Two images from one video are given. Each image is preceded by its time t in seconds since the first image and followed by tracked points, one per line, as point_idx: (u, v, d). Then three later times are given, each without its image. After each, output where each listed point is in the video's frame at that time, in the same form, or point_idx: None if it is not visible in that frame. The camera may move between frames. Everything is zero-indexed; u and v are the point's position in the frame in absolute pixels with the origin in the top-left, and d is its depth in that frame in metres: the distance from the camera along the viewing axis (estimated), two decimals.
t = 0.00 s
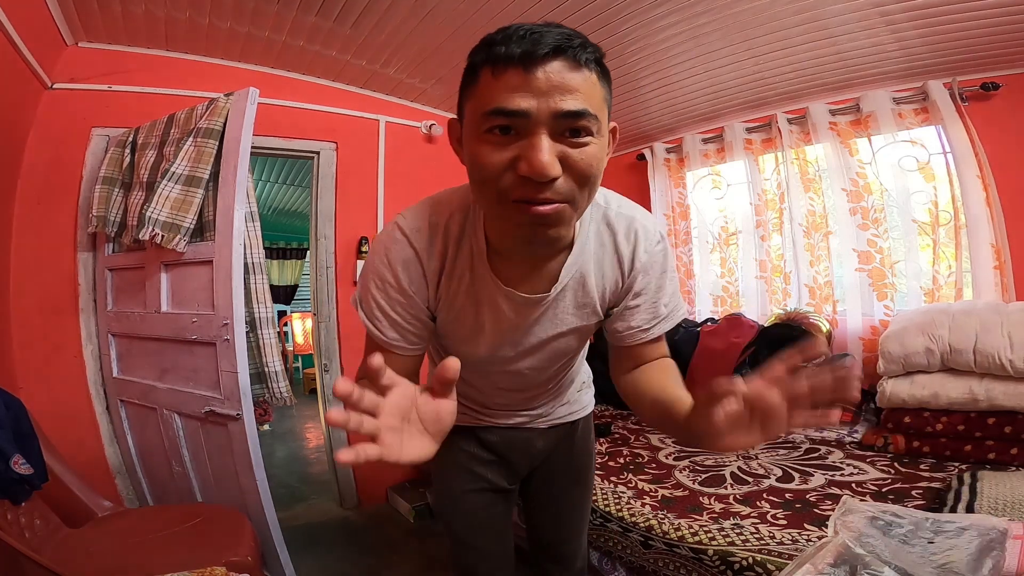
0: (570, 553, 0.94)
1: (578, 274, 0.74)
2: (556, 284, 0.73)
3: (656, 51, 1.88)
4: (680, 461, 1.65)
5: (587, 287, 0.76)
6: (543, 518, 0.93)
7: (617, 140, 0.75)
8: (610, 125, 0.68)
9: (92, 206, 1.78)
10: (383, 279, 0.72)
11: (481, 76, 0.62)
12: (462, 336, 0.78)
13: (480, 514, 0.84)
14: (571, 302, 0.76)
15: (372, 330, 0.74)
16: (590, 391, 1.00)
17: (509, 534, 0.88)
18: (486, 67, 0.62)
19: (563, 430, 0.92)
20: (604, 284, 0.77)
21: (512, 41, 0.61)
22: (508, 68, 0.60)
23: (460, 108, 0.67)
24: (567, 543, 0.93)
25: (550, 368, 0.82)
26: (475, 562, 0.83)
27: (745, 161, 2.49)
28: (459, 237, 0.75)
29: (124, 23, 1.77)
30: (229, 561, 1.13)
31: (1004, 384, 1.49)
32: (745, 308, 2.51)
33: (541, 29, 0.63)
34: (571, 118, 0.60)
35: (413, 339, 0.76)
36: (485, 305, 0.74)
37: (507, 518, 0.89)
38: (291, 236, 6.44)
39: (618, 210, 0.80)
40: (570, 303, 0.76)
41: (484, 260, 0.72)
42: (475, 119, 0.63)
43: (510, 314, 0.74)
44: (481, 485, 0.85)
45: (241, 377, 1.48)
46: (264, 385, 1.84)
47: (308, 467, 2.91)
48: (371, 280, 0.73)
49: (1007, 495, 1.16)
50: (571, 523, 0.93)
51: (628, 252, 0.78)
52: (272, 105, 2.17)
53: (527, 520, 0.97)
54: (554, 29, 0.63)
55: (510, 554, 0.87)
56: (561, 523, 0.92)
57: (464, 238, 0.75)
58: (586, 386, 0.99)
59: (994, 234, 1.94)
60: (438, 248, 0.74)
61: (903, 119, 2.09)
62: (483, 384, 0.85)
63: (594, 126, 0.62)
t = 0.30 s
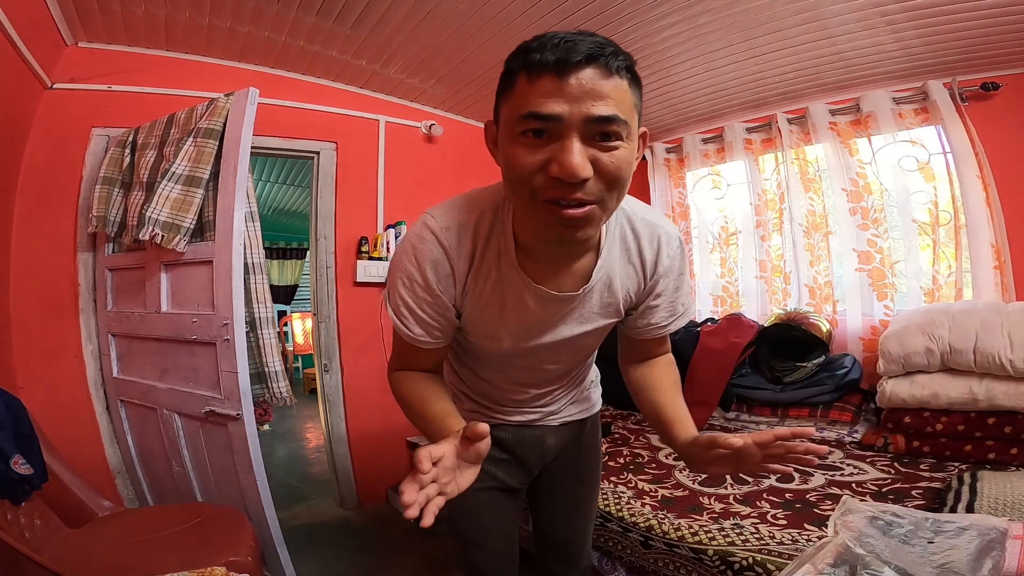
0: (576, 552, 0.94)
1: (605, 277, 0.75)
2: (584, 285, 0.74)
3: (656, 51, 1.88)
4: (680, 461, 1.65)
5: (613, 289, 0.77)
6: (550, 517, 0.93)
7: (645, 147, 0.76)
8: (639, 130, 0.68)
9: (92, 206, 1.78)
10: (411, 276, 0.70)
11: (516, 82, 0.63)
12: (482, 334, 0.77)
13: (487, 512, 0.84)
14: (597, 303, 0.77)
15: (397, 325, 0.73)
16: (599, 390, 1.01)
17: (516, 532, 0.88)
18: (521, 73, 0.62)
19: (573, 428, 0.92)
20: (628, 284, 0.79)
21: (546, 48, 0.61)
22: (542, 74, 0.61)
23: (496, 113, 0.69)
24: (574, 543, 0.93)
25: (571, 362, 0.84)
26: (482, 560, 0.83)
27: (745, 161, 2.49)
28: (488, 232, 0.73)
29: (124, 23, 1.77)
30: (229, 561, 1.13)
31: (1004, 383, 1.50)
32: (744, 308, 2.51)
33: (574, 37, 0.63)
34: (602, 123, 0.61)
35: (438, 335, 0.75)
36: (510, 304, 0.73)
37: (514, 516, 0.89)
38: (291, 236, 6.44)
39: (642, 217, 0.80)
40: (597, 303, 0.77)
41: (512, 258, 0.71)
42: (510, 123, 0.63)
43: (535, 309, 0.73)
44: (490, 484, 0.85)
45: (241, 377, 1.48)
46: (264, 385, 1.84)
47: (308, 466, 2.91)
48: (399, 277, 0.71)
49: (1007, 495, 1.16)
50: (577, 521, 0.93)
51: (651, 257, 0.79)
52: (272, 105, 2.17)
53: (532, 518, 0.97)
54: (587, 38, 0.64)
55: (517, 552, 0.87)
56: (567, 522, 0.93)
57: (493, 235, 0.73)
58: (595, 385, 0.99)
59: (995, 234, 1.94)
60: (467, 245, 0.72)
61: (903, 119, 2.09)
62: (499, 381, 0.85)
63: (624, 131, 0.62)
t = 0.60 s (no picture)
0: (582, 551, 0.94)
1: (621, 277, 0.75)
2: (599, 284, 0.74)
3: (656, 51, 1.88)
4: (680, 461, 1.65)
5: (628, 288, 0.77)
6: (558, 515, 0.93)
7: (662, 149, 0.76)
8: (655, 134, 0.67)
9: (92, 206, 1.78)
10: (430, 271, 0.70)
11: (532, 88, 0.63)
12: (499, 331, 0.77)
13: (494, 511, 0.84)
14: (612, 301, 0.77)
15: (415, 320, 0.73)
16: (608, 390, 1.01)
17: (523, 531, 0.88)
18: (537, 79, 0.62)
19: (584, 427, 0.92)
20: (643, 283, 0.79)
21: (560, 53, 0.61)
22: (556, 79, 0.60)
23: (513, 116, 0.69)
24: (580, 542, 0.93)
25: (585, 360, 0.84)
26: (490, 560, 0.83)
27: (745, 161, 2.49)
28: (507, 230, 0.73)
29: (124, 23, 1.77)
30: (229, 561, 1.13)
31: (1004, 384, 1.50)
32: (744, 308, 2.51)
33: (590, 41, 0.63)
34: (615, 129, 0.60)
35: (455, 330, 0.75)
36: (528, 301, 0.74)
37: (522, 515, 0.88)
38: (291, 236, 6.44)
39: (657, 218, 0.80)
40: (611, 301, 0.77)
41: (530, 257, 0.71)
42: (526, 127, 0.64)
43: (553, 306, 0.74)
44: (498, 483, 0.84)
45: (241, 377, 1.48)
46: (264, 384, 1.84)
47: (308, 466, 2.91)
48: (418, 272, 0.71)
49: (1007, 495, 1.15)
50: (584, 520, 0.93)
51: (666, 256, 0.79)
52: (272, 105, 2.17)
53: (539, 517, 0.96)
54: (603, 42, 0.63)
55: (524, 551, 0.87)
56: (574, 521, 0.92)
57: (512, 232, 0.73)
58: (606, 385, 0.99)
59: (995, 234, 1.94)
60: (487, 241, 0.72)
61: (903, 119, 2.09)
62: (513, 379, 0.85)
63: (638, 137, 0.62)
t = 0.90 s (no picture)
0: (587, 554, 0.93)
1: (627, 262, 0.76)
2: (606, 267, 0.75)
3: (656, 51, 1.88)
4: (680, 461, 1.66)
5: (633, 274, 0.77)
6: (563, 520, 0.92)
7: (661, 135, 0.76)
8: (649, 118, 0.67)
9: (92, 206, 1.78)
10: (439, 255, 0.71)
11: (525, 81, 0.64)
12: (506, 318, 0.77)
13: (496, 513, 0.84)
14: (619, 287, 0.77)
15: (423, 304, 0.74)
16: (619, 393, 1.00)
17: (526, 532, 0.88)
18: (529, 72, 0.63)
19: (593, 427, 0.91)
20: (649, 267, 0.79)
21: (548, 46, 0.62)
22: (545, 71, 0.61)
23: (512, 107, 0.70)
24: (584, 546, 0.93)
25: (594, 350, 0.84)
26: (492, 561, 0.84)
27: (745, 161, 2.49)
28: (514, 216, 0.74)
29: (124, 23, 1.77)
30: (229, 561, 1.13)
31: (1004, 384, 1.50)
32: (745, 308, 2.51)
33: (578, 31, 0.63)
34: (604, 115, 0.61)
35: (462, 316, 0.75)
36: (534, 285, 0.74)
37: (526, 518, 0.88)
38: (292, 236, 6.44)
39: (663, 207, 0.81)
40: (618, 287, 0.77)
41: (536, 242, 0.73)
42: (521, 118, 0.65)
43: (558, 289, 0.74)
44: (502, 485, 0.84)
45: (241, 377, 1.48)
46: (264, 384, 1.84)
47: (308, 467, 2.91)
48: (427, 256, 0.72)
49: (1007, 494, 1.15)
50: (590, 524, 0.92)
51: (672, 243, 0.79)
52: (272, 105, 2.17)
53: (545, 518, 0.96)
54: (590, 31, 0.63)
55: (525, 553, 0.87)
56: (580, 525, 0.92)
57: (518, 220, 0.74)
58: (614, 387, 0.99)
59: (995, 234, 1.94)
60: (494, 227, 0.73)
61: (903, 119, 2.09)
62: (520, 370, 0.84)
63: (629, 121, 0.62)
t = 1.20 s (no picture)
0: (597, 561, 0.93)
1: (636, 246, 0.77)
2: (615, 248, 0.76)
3: (656, 51, 1.88)
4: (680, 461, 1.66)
5: (643, 259, 0.78)
6: (575, 525, 0.92)
7: (661, 128, 0.79)
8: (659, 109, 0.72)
9: (92, 206, 1.78)
10: (451, 237, 0.74)
11: (548, 67, 0.68)
12: (517, 300, 0.78)
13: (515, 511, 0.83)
14: (628, 272, 0.78)
15: (437, 284, 0.76)
16: (634, 399, 0.98)
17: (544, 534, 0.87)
18: (552, 59, 0.68)
19: (607, 431, 0.90)
20: (660, 255, 0.79)
21: (572, 35, 0.66)
22: (569, 55, 0.66)
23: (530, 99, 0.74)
24: (594, 553, 0.92)
25: (606, 340, 0.84)
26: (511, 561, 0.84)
27: (745, 161, 2.49)
28: (526, 200, 0.78)
29: (124, 23, 1.77)
30: (229, 561, 1.13)
31: (1004, 384, 1.50)
32: (745, 308, 2.51)
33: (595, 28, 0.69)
34: (622, 93, 0.65)
35: (474, 297, 0.76)
36: (544, 265, 0.76)
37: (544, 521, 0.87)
38: (292, 236, 6.43)
39: (672, 199, 0.82)
40: (627, 272, 0.78)
41: (547, 222, 0.75)
42: (542, 100, 0.69)
43: (566, 267, 0.75)
44: (521, 485, 0.84)
45: (241, 377, 1.48)
46: (264, 385, 1.84)
47: (308, 466, 2.91)
48: (440, 239, 0.75)
49: (1008, 494, 1.15)
50: (602, 531, 0.92)
51: (683, 232, 0.79)
52: (272, 105, 2.17)
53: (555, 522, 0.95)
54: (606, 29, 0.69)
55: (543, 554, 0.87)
56: (592, 531, 0.91)
57: (530, 205, 0.77)
58: (632, 393, 0.98)
59: (995, 234, 1.94)
60: (506, 212, 0.76)
61: (903, 119, 2.09)
62: (531, 359, 0.84)
63: (643, 101, 0.66)
